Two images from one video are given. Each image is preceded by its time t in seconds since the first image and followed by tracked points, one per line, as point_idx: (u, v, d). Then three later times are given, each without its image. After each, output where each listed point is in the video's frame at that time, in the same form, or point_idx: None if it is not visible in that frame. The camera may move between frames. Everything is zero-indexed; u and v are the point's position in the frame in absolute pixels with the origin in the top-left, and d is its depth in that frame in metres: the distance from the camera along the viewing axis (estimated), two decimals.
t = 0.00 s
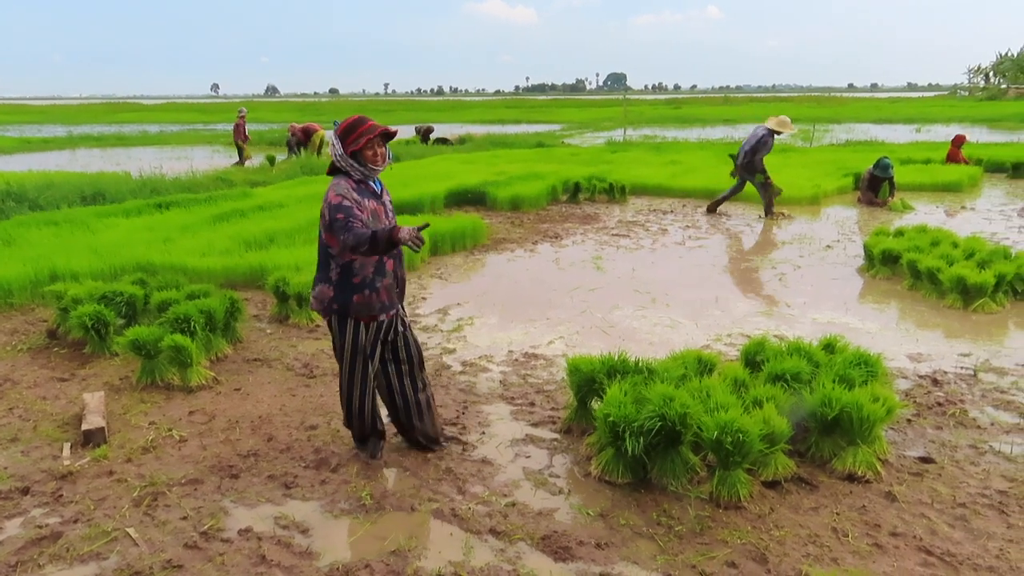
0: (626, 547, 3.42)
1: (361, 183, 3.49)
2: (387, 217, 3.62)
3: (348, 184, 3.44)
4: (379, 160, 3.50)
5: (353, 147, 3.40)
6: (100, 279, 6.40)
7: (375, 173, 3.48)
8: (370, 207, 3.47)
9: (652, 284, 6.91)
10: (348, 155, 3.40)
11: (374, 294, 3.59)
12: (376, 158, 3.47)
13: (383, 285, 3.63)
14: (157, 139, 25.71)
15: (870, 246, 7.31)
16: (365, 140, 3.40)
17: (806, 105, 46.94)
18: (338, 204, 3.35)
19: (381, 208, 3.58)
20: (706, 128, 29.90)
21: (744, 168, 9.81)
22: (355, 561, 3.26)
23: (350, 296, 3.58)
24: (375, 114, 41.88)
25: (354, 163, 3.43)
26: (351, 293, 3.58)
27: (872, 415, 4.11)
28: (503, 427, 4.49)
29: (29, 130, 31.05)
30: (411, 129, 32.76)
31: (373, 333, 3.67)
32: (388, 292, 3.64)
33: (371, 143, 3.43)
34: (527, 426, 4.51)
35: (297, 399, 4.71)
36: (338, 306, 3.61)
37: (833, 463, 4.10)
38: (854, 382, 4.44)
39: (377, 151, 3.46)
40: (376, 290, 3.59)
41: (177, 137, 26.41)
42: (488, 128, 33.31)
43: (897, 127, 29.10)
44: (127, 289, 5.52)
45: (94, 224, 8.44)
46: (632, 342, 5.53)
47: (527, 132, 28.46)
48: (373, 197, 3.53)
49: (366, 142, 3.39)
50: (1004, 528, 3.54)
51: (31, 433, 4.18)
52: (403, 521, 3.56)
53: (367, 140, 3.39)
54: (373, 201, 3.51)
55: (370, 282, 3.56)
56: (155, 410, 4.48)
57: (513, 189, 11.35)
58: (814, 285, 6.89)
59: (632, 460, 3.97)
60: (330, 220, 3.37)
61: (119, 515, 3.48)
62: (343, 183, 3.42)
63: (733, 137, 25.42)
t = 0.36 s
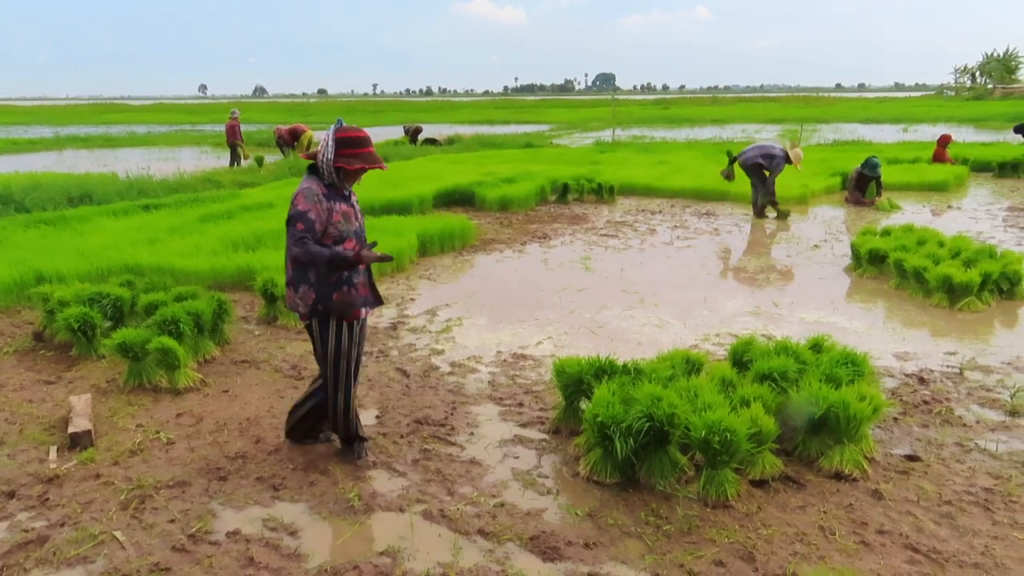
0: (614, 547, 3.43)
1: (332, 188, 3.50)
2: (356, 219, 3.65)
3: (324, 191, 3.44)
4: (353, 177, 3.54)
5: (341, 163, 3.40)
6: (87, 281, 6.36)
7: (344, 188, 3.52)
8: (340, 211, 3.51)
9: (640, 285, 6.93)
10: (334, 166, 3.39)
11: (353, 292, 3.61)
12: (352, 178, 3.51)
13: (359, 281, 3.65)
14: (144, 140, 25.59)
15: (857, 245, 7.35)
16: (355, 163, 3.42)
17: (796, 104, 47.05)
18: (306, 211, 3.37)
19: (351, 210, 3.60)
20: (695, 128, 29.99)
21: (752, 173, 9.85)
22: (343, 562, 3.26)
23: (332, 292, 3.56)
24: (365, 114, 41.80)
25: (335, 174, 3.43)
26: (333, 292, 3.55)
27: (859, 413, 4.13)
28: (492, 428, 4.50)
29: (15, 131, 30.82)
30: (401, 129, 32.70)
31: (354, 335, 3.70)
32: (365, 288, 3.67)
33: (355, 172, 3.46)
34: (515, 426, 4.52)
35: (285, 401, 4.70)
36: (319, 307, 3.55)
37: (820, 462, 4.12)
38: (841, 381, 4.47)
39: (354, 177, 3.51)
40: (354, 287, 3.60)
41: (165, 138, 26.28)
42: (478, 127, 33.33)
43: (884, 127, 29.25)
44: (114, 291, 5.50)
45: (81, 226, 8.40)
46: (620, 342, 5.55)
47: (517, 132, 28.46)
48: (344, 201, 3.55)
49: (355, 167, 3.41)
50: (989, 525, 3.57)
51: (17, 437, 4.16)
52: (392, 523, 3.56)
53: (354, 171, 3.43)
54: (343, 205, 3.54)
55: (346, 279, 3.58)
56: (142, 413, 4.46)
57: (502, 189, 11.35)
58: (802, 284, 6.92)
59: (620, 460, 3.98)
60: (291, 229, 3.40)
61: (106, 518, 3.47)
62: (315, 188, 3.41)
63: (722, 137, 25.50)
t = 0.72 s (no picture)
0: (589, 548, 3.45)
1: (283, 181, 3.46)
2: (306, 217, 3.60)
3: (272, 182, 3.40)
4: (303, 166, 3.44)
5: (277, 142, 3.35)
6: (56, 285, 6.27)
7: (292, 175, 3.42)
8: (290, 206, 3.47)
9: (615, 286, 6.97)
10: (271, 148, 3.37)
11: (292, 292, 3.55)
12: (299, 162, 3.41)
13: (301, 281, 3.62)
14: (115, 141, 25.26)
15: (829, 246, 7.44)
16: (289, 139, 3.35)
17: (770, 106, 47.53)
18: (255, 200, 3.29)
19: (302, 208, 3.56)
20: (671, 129, 30.18)
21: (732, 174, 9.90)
22: (317, 567, 3.24)
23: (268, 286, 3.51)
24: (342, 115, 41.61)
25: (276, 158, 3.39)
26: (266, 289, 3.51)
27: (830, 412, 4.19)
28: (467, 429, 4.50)
29: None
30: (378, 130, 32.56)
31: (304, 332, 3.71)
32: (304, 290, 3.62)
33: (297, 144, 3.38)
34: (490, 428, 4.52)
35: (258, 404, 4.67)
36: (249, 302, 3.52)
37: (793, 461, 4.17)
38: (812, 381, 4.52)
39: (302, 155, 3.41)
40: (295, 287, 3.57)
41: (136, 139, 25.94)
42: (456, 129, 33.28)
43: (857, 129, 29.64)
44: (84, 295, 5.43)
45: (51, 228, 8.28)
46: (595, 343, 5.57)
47: (494, 134, 28.46)
48: (294, 197, 3.51)
49: (289, 141, 3.34)
50: (957, 521, 3.62)
51: None
52: (366, 526, 3.55)
53: (293, 139, 3.35)
54: (294, 201, 3.49)
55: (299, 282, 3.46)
56: (113, 418, 4.41)
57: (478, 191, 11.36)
58: (775, 285, 7.00)
59: (595, 461, 4.00)
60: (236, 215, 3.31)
61: (75, 525, 3.43)
62: (264, 178, 3.38)
63: (697, 138, 25.68)
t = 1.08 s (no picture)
0: (559, 550, 3.46)
1: (227, 182, 3.42)
2: (252, 219, 3.53)
3: (212, 182, 3.36)
4: (247, 164, 3.41)
5: (218, 142, 3.33)
6: (17, 290, 6.14)
7: (236, 175, 3.39)
8: (231, 207, 3.40)
9: (585, 288, 7.00)
10: (212, 149, 3.34)
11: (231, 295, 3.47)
12: (243, 160, 3.38)
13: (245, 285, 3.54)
14: (78, 143, 24.78)
15: (796, 248, 7.55)
16: (229, 137, 3.32)
17: (739, 109, 48.03)
18: (191, 201, 3.27)
19: (247, 209, 3.49)
20: (641, 133, 30.37)
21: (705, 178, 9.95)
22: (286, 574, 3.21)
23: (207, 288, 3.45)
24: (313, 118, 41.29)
25: (218, 159, 3.36)
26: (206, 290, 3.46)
27: (797, 413, 4.24)
28: (437, 434, 4.49)
29: None
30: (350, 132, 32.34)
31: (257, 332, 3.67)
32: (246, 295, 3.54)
33: (239, 143, 3.35)
34: (461, 432, 4.52)
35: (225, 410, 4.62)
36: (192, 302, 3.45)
37: (760, 461, 4.22)
38: (779, 382, 4.58)
39: (246, 154, 3.39)
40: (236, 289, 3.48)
41: (101, 142, 25.45)
42: (428, 131, 33.18)
43: (824, 132, 30.08)
44: (45, 300, 5.34)
45: (12, 233, 8.10)
46: (566, 346, 5.59)
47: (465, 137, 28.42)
48: (238, 197, 3.45)
49: (229, 139, 3.31)
50: (920, 519, 3.69)
51: None
52: (336, 532, 3.53)
53: (233, 138, 3.32)
54: (236, 202, 3.43)
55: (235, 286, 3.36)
56: (75, 426, 4.34)
57: (449, 194, 11.35)
58: (743, 287, 7.08)
59: (565, 463, 4.02)
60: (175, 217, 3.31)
61: (36, 536, 3.36)
62: (205, 180, 3.34)
63: (667, 142, 25.88)
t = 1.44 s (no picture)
0: (535, 552, 3.47)
1: (189, 184, 3.38)
2: (218, 219, 3.51)
3: (176, 185, 3.32)
4: (208, 164, 3.37)
5: (177, 143, 3.29)
6: None
7: (198, 176, 3.36)
8: (198, 209, 3.37)
9: (561, 290, 7.02)
10: (170, 151, 3.30)
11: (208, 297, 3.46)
12: (204, 161, 3.35)
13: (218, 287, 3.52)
14: (45, 145, 24.34)
15: (768, 249, 7.63)
16: (190, 138, 3.28)
17: (713, 111, 48.50)
18: (156, 207, 3.22)
19: (211, 209, 3.46)
20: (616, 135, 30.51)
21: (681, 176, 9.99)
22: None
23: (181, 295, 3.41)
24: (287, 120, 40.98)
25: (178, 161, 3.32)
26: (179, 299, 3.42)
27: (769, 413, 4.29)
28: (412, 436, 4.48)
29: None
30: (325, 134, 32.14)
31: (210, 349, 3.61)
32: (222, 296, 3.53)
33: (199, 143, 3.32)
34: (436, 434, 4.51)
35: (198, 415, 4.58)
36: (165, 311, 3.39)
37: (734, 460, 4.26)
38: (752, 381, 4.63)
39: (206, 154, 3.35)
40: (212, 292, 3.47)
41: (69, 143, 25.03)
42: (404, 133, 33.07)
43: (796, 134, 30.45)
44: (12, 304, 5.25)
45: None
46: (541, 347, 5.61)
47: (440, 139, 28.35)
48: (202, 198, 3.42)
49: (190, 140, 3.27)
50: (890, 515, 3.75)
51: None
52: (310, 536, 3.51)
53: (192, 138, 3.28)
54: (201, 203, 3.40)
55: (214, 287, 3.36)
56: (43, 432, 4.27)
57: (424, 196, 11.32)
58: (717, 288, 7.14)
59: (541, 465, 4.03)
60: (141, 225, 3.25)
61: (3, 545, 3.31)
62: (168, 183, 3.30)
63: (641, 143, 26.02)
